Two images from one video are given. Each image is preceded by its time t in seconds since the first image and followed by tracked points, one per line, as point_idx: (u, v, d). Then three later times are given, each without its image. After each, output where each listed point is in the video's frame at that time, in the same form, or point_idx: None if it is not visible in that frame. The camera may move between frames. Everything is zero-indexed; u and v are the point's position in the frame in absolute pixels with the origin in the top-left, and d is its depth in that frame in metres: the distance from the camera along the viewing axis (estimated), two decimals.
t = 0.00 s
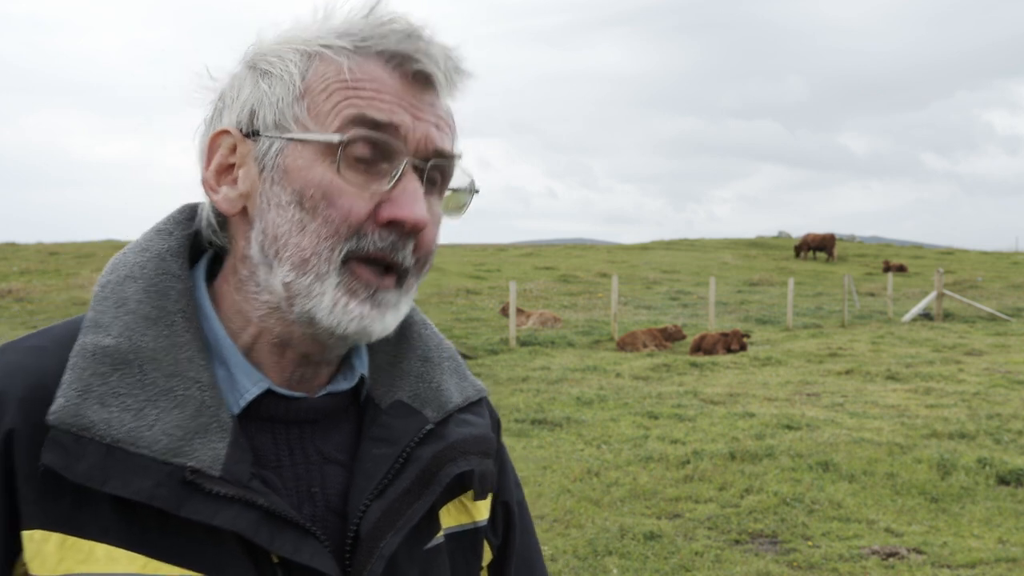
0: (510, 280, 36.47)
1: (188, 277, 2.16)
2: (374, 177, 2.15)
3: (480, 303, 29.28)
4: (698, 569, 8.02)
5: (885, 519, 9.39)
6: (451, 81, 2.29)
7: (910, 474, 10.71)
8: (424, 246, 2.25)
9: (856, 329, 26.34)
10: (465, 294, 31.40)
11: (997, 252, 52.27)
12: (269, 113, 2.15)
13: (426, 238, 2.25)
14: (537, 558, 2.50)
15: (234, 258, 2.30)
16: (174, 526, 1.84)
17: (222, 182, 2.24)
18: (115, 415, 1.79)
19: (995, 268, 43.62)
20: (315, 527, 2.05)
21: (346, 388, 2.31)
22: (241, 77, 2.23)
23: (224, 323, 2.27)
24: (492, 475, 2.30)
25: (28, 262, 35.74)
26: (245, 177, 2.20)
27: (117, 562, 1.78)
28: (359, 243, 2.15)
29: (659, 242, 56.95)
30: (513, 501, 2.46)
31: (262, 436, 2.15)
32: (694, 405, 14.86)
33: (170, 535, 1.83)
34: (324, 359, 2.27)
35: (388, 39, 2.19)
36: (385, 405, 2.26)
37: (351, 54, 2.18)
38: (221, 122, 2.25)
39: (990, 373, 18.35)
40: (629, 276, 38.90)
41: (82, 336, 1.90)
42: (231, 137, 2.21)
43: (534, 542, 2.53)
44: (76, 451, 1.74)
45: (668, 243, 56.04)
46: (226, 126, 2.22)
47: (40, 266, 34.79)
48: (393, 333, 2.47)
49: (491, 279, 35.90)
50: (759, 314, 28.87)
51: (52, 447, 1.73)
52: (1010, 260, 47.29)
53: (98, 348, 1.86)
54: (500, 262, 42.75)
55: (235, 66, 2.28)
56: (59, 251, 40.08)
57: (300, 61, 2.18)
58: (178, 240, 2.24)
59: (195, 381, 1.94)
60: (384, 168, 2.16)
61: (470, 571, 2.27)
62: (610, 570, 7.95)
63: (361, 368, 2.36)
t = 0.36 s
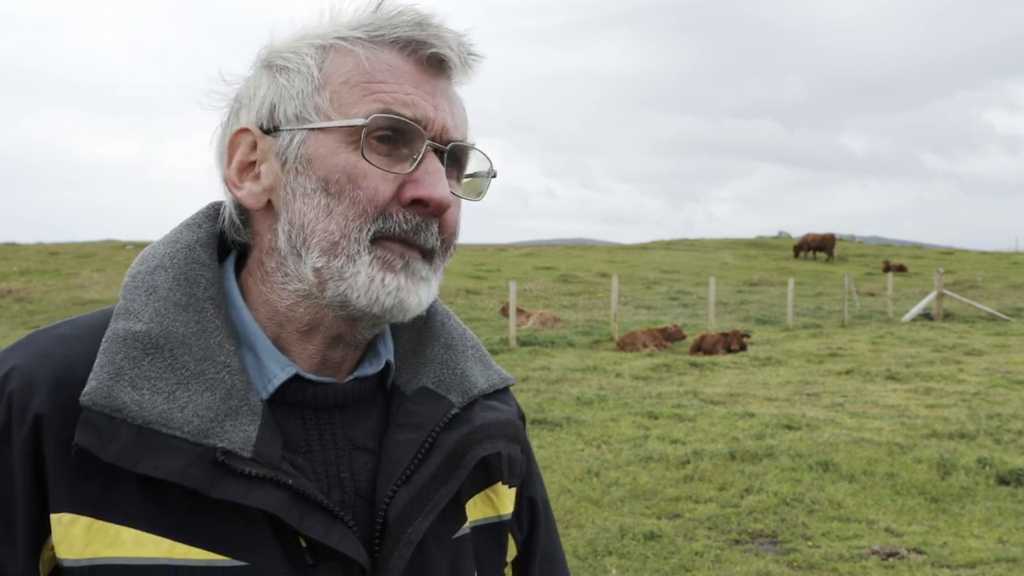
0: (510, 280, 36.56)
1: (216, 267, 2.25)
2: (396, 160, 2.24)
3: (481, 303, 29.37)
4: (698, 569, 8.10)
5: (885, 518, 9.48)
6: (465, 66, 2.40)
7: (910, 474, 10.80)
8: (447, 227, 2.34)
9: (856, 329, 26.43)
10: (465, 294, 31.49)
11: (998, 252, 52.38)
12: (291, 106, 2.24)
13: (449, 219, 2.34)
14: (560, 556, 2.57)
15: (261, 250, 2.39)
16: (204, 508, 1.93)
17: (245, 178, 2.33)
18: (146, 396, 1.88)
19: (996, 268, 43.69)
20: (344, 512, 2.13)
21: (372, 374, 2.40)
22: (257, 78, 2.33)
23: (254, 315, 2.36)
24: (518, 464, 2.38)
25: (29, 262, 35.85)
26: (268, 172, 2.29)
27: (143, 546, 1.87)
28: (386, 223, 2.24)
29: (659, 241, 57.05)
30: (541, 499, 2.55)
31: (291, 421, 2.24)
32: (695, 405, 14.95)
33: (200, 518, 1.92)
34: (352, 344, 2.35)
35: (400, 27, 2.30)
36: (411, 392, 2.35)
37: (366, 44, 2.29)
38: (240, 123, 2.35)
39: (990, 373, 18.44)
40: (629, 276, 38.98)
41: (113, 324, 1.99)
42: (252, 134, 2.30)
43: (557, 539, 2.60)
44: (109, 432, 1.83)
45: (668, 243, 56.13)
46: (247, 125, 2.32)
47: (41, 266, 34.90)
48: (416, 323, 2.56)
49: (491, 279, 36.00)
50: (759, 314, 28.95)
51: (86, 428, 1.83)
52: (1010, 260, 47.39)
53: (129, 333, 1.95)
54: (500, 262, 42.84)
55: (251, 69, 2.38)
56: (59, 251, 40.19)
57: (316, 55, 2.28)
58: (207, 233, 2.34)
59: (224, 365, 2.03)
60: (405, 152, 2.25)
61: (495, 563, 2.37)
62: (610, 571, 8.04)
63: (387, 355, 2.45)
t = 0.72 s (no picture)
0: (510, 280, 36.56)
1: (206, 269, 2.26)
2: (387, 169, 2.25)
3: (481, 303, 29.36)
4: (698, 569, 8.11)
5: (884, 519, 9.48)
6: (462, 78, 2.39)
7: (910, 474, 10.80)
8: (434, 237, 2.35)
9: (856, 329, 26.42)
10: (465, 294, 31.49)
11: (998, 252, 52.40)
12: (287, 109, 2.25)
13: (436, 229, 2.35)
14: (562, 556, 2.58)
15: (250, 249, 2.40)
16: (185, 504, 1.94)
17: (239, 178, 2.34)
18: (128, 394, 1.88)
19: (996, 268, 43.66)
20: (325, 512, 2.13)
21: (360, 373, 2.39)
22: (259, 77, 2.34)
23: (242, 314, 2.38)
24: (511, 467, 2.39)
25: (30, 262, 35.86)
26: (261, 173, 2.30)
27: (121, 540, 1.90)
28: (371, 231, 2.25)
29: (659, 241, 57.05)
30: (541, 500, 2.56)
31: (275, 419, 2.25)
32: (694, 405, 14.95)
33: (180, 516, 1.94)
34: (340, 347, 2.36)
35: (400, 36, 2.29)
36: (399, 393, 2.35)
37: (364, 51, 2.27)
38: (239, 121, 2.36)
39: (990, 373, 18.44)
40: (630, 276, 38.99)
41: (100, 323, 2.00)
42: (248, 134, 2.31)
43: (559, 540, 2.61)
44: (89, 429, 1.83)
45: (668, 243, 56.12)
46: (244, 125, 2.33)
47: (42, 266, 34.89)
48: (409, 326, 2.56)
49: (491, 279, 36.00)
50: (759, 314, 28.95)
51: (66, 424, 1.83)
52: (1010, 260, 47.39)
53: (116, 332, 1.96)
54: (501, 262, 42.83)
55: (254, 67, 2.39)
56: (60, 251, 40.19)
57: (316, 58, 2.27)
58: (201, 235, 2.35)
59: (207, 364, 2.03)
60: (395, 162, 2.26)
61: (490, 565, 2.38)
62: (610, 571, 8.04)
63: (377, 356, 2.45)
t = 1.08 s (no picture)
0: (510, 280, 36.45)
1: (187, 269, 2.17)
2: (368, 182, 2.15)
3: (480, 303, 29.25)
4: (698, 569, 8.01)
5: (885, 519, 9.38)
6: (451, 92, 2.27)
7: (910, 474, 10.70)
8: (415, 251, 2.24)
9: (856, 329, 26.32)
10: (465, 294, 31.38)
11: (998, 252, 52.31)
12: (273, 113, 2.15)
13: (417, 243, 2.25)
14: (543, 556, 2.47)
15: (231, 250, 2.31)
16: (162, 504, 1.85)
17: (223, 178, 2.25)
18: (104, 395, 1.80)
19: (996, 268, 43.54)
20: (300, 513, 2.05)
21: (338, 374, 2.29)
22: (248, 76, 2.24)
23: (220, 315, 2.28)
24: (489, 465, 2.29)
25: (29, 262, 35.75)
26: (245, 174, 2.21)
27: (99, 541, 1.80)
28: (350, 243, 2.16)
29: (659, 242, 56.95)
30: (519, 497, 2.45)
31: (253, 420, 2.16)
32: (695, 405, 14.85)
33: (157, 516, 1.85)
34: (319, 353, 2.27)
35: (391, 48, 2.18)
36: (377, 392, 2.25)
37: (354, 61, 2.16)
38: (225, 120, 2.26)
39: (990, 373, 18.33)
40: (629, 276, 38.88)
41: (78, 323, 1.91)
42: (233, 134, 2.21)
43: (540, 537, 2.50)
44: (65, 431, 1.75)
45: (668, 243, 56.03)
46: (229, 124, 2.23)
47: (41, 266, 34.79)
48: (389, 325, 2.46)
49: (491, 279, 35.89)
50: (759, 314, 28.85)
51: (42, 426, 1.75)
52: (1010, 260, 47.29)
53: (93, 333, 1.88)
54: (500, 262, 42.72)
55: (245, 64, 2.28)
56: (59, 251, 40.07)
57: (306, 64, 2.16)
58: (180, 235, 2.26)
59: (185, 364, 1.94)
60: (379, 174, 2.16)
61: (467, 565, 2.29)
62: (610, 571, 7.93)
63: (356, 356, 2.34)
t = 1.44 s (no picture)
0: (510, 280, 36.45)
1: (166, 272, 2.17)
2: (348, 194, 2.16)
3: (481, 303, 29.25)
4: (698, 569, 8.01)
5: (884, 519, 9.38)
6: (436, 106, 2.28)
7: (910, 474, 10.70)
8: (395, 262, 2.25)
9: (856, 329, 26.33)
10: (465, 294, 31.37)
11: (998, 252, 52.34)
12: (258, 118, 2.15)
13: (397, 254, 2.26)
14: (525, 551, 2.48)
15: (212, 251, 2.31)
16: (146, 507, 1.86)
17: (204, 178, 2.25)
18: (86, 401, 1.80)
19: (996, 268, 43.53)
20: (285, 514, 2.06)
21: (319, 375, 2.30)
22: (234, 75, 2.23)
23: (199, 315, 2.29)
24: (470, 462, 2.29)
25: (29, 262, 35.74)
26: (227, 177, 2.21)
27: (85, 545, 1.80)
28: (330, 255, 2.17)
29: (659, 242, 56.96)
30: (499, 492, 2.46)
31: (235, 421, 2.16)
32: (694, 405, 14.85)
33: (141, 520, 1.85)
34: (299, 356, 2.28)
35: (379, 60, 2.18)
36: (359, 393, 2.26)
37: (341, 70, 2.16)
38: (210, 118, 2.26)
39: (990, 373, 18.33)
40: (630, 276, 38.89)
41: (58, 328, 1.91)
42: (216, 135, 2.21)
43: (520, 531, 2.51)
44: (47, 437, 1.76)
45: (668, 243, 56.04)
46: (213, 124, 2.23)
47: (41, 266, 34.80)
48: (371, 325, 2.46)
49: (491, 279, 35.90)
50: (759, 314, 28.85)
51: (24, 432, 1.75)
52: (1010, 260, 47.31)
53: (73, 339, 1.87)
54: (501, 262, 42.73)
55: (231, 61, 2.27)
56: (60, 251, 40.08)
57: (293, 70, 2.16)
58: (159, 237, 2.26)
59: (166, 369, 1.95)
60: (360, 187, 2.17)
61: (450, 562, 2.30)
62: (610, 571, 7.94)
63: (337, 357, 2.34)
